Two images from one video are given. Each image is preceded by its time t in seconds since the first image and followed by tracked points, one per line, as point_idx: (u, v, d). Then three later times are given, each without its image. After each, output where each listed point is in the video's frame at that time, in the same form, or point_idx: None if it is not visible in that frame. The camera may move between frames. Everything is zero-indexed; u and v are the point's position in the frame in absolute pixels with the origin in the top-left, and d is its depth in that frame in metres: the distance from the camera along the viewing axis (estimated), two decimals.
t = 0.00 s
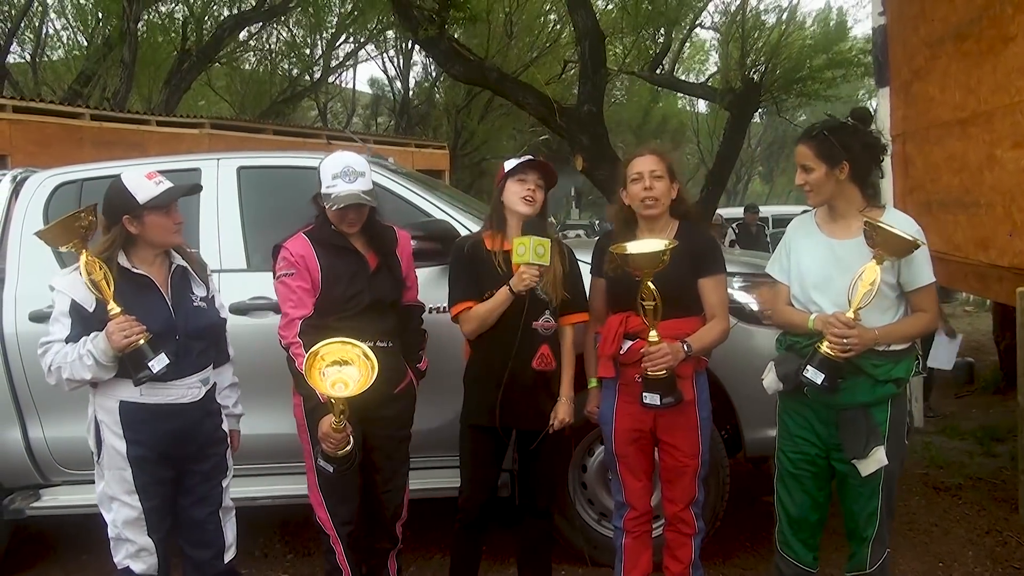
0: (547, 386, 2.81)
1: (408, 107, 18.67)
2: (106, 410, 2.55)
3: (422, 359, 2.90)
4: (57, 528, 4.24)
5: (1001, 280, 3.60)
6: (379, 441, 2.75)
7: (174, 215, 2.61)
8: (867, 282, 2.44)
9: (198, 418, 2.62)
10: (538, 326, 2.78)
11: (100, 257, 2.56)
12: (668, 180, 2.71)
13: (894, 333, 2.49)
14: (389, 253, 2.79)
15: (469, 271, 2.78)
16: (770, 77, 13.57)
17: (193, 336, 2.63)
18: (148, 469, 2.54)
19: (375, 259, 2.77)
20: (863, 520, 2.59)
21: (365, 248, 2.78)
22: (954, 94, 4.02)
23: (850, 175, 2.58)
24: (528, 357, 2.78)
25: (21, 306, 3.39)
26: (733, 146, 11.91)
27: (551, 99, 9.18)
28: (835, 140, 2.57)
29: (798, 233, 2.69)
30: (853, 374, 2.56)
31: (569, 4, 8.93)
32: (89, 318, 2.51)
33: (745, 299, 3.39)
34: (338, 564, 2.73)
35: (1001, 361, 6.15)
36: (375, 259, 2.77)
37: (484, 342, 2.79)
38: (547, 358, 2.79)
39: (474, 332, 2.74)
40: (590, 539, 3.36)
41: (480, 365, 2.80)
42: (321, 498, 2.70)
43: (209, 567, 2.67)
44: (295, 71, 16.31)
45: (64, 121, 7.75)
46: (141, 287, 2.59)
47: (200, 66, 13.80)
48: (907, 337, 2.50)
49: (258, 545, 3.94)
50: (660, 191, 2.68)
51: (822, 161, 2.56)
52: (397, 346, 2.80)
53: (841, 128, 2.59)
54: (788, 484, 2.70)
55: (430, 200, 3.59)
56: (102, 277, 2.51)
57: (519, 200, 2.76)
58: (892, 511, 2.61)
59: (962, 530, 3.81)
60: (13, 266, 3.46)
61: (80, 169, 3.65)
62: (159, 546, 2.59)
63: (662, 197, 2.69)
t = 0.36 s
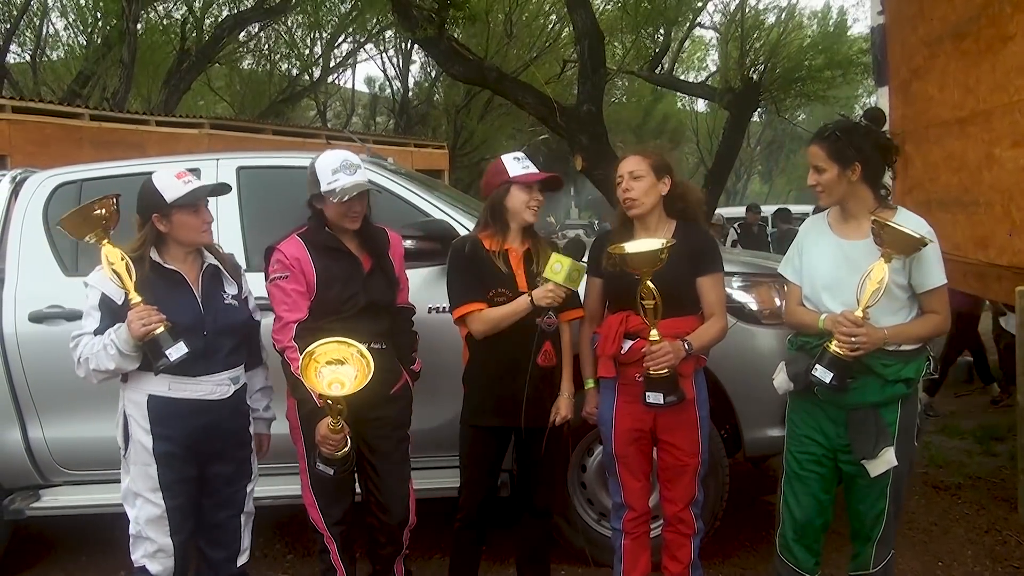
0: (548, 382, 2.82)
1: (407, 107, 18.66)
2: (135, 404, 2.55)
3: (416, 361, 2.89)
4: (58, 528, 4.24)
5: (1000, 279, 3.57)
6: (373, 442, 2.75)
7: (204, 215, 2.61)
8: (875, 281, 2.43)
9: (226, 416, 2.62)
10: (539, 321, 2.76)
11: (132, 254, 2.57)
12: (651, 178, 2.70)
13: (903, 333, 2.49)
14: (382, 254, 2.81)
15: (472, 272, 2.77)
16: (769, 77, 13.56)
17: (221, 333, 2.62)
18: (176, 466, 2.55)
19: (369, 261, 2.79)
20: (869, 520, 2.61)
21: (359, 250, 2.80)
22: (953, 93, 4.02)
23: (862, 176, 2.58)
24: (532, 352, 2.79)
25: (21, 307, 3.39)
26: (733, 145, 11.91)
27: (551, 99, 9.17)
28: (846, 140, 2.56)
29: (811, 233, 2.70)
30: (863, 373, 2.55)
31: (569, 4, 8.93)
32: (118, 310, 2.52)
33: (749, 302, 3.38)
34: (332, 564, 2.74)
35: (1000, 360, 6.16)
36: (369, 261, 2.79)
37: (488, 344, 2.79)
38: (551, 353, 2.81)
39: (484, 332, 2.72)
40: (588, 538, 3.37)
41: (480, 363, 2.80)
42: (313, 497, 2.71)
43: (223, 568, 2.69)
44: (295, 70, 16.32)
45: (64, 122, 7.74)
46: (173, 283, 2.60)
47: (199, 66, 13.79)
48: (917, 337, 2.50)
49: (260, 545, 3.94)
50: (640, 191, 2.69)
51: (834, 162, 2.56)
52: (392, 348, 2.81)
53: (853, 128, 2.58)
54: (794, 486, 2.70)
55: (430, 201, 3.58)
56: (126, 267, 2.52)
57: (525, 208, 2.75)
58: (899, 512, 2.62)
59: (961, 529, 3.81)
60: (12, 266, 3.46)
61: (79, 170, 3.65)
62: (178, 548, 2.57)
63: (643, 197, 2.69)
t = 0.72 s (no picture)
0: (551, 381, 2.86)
1: (404, 110, 18.66)
2: (146, 404, 2.54)
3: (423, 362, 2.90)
4: (55, 531, 4.23)
5: (997, 280, 3.57)
6: (376, 443, 2.74)
7: (224, 222, 2.60)
8: (869, 283, 2.43)
9: (236, 418, 2.62)
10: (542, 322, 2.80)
11: (149, 255, 2.57)
12: (641, 185, 2.70)
13: (897, 336, 2.49)
14: (387, 253, 2.81)
15: (476, 274, 2.75)
16: (765, 79, 13.61)
17: (237, 337, 2.63)
18: (188, 466, 2.54)
19: (375, 261, 2.79)
20: (863, 521, 2.62)
21: (365, 250, 2.79)
22: (949, 95, 4.03)
23: (860, 177, 2.59)
24: (542, 350, 2.84)
25: (16, 310, 3.38)
26: (729, 147, 11.93)
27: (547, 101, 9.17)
28: (844, 141, 2.57)
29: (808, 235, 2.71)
30: (857, 375, 2.56)
31: (565, 6, 8.97)
32: (135, 313, 2.52)
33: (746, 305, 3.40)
34: (332, 564, 2.74)
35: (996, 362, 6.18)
36: (375, 261, 2.79)
37: (494, 347, 2.79)
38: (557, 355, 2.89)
39: (502, 335, 2.69)
40: (586, 541, 3.36)
41: (479, 365, 2.80)
42: (316, 497, 2.71)
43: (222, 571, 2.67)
44: (291, 73, 16.34)
45: (61, 124, 7.74)
46: (191, 287, 2.60)
47: (196, 68, 13.78)
48: (912, 340, 2.50)
49: (258, 548, 3.93)
50: (630, 197, 2.70)
51: (832, 163, 2.57)
52: (397, 348, 2.80)
53: (851, 130, 2.58)
54: (788, 487, 2.70)
55: (427, 203, 3.58)
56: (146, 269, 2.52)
57: (518, 213, 2.78)
58: (894, 514, 2.63)
59: (957, 530, 3.82)
60: (9, 262, 3.47)
61: (74, 172, 3.64)
62: (186, 553, 2.55)
63: (634, 203, 2.71)
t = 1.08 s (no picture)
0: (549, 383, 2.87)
1: (400, 112, 18.65)
2: (126, 411, 2.52)
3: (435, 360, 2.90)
4: (48, 532, 4.22)
5: (991, 284, 3.58)
6: (389, 439, 2.75)
7: (199, 220, 2.62)
8: (850, 284, 2.44)
9: (219, 422, 2.62)
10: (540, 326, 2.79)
11: (125, 254, 2.56)
12: (636, 189, 2.72)
13: (877, 339, 2.51)
14: (400, 258, 2.81)
15: (471, 278, 2.75)
16: (760, 83, 13.65)
17: (216, 339, 2.64)
18: (166, 476, 2.53)
19: (386, 262, 2.79)
20: (848, 525, 2.63)
21: (378, 251, 2.81)
22: (944, 99, 4.05)
23: (842, 179, 2.60)
24: (540, 352, 2.85)
25: (12, 311, 3.38)
26: (724, 150, 11.97)
27: (543, 104, 9.18)
28: (828, 144, 2.57)
29: (789, 238, 2.71)
30: (838, 379, 2.57)
31: (561, 9, 8.98)
32: (114, 316, 2.51)
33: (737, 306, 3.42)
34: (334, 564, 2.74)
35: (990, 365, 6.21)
36: (386, 262, 2.79)
37: (494, 351, 2.78)
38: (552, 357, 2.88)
39: (499, 338, 2.70)
40: (582, 543, 3.36)
41: (475, 366, 2.81)
42: (325, 501, 2.70)
43: None
44: (287, 74, 16.28)
45: (56, 125, 7.71)
46: (167, 286, 2.60)
47: (191, 70, 13.76)
48: (894, 342, 2.52)
49: (251, 550, 3.93)
50: (624, 200, 2.73)
51: (814, 164, 2.58)
52: (405, 347, 2.79)
53: (833, 132, 2.60)
54: (774, 490, 2.71)
55: (423, 205, 3.58)
56: (127, 272, 2.52)
57: (511, 215, 2.78)
58: (878, 517, 2.64)
59: (951, 532, 3.84)
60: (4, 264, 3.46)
61: (70, 173, 3.64)
62: (168, 561, 2.54)
63: (628, 206, 2.73)
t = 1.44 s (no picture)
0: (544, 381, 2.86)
1: (397, 111, 18.64)
2: (96, 419, 2.51)
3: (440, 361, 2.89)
4: (42, 530, 4.23)
5: (988, 284, 3.58)
6: (390, 437, 2.76)
7: (171, 219, 2.64)
8: (828, 283, 2.45)
9: (192, 427, 2.62)
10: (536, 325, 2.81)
11: (97, 255, 2.56)
12: (645, 186, 2.71)
13: (857, 338, 2.51)
14: (403, 261, 2.80)
15: (468, 278, 2.75)
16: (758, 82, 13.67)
17: (186, 342, 2.64)
18: (139, 482, 2.53)
19: (387, 264, 2.78)
20: (832, 527, 2.62)
21: (380, 253, 2.80)
22: (941, 99, 4.06)
23: (824, 177, 2.61)
24: (536, 351, 2.84)
25: (10, 310, 3.38)
26: (721, 149, 11.99)
27: (540, 103, 9.18)
28: (810, 144, 2.58)
29: (770, 238, 2.71)
30: (818, 381, 2.56)
31: (558, 8, 8.98)
32: (83, 321, 2.50)
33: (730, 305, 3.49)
34: (337, 567, 2.73)
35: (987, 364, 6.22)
36: (387, 264, 2.78)
37: (491, 350, 2.79)
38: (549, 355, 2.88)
39: (496, 335, 2.70)
40: (579, 541, 3.37)
41: (473, 364, 2.82)
42: (329, 502, 2.70)
43: None
44: (284, 73, 16.26)
45: (53, 123, 7.71)
46: (137, 289, 2.60)
47: (188, 68, 13.76)
48: (874, 342, 2.52)
49: (246, 548, 3.93)
50: (632, 198, 2.71)
51: (796, 162, 2.58)
52: (407, 347, 2.80)
53: (815, 132, 2.62)
54: (761, 490, 2.72)
55: (420, 205, 3.58)
56: (101, 276, 2.52)
57: (507, 214, 2.79)
58: (863, 517, 2.62)
59: (948, 531, 3.85)
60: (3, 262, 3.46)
61: (67, 172, 3.63)
62: (144, 562, 2.56)
63: (635, 205, 2.71)
